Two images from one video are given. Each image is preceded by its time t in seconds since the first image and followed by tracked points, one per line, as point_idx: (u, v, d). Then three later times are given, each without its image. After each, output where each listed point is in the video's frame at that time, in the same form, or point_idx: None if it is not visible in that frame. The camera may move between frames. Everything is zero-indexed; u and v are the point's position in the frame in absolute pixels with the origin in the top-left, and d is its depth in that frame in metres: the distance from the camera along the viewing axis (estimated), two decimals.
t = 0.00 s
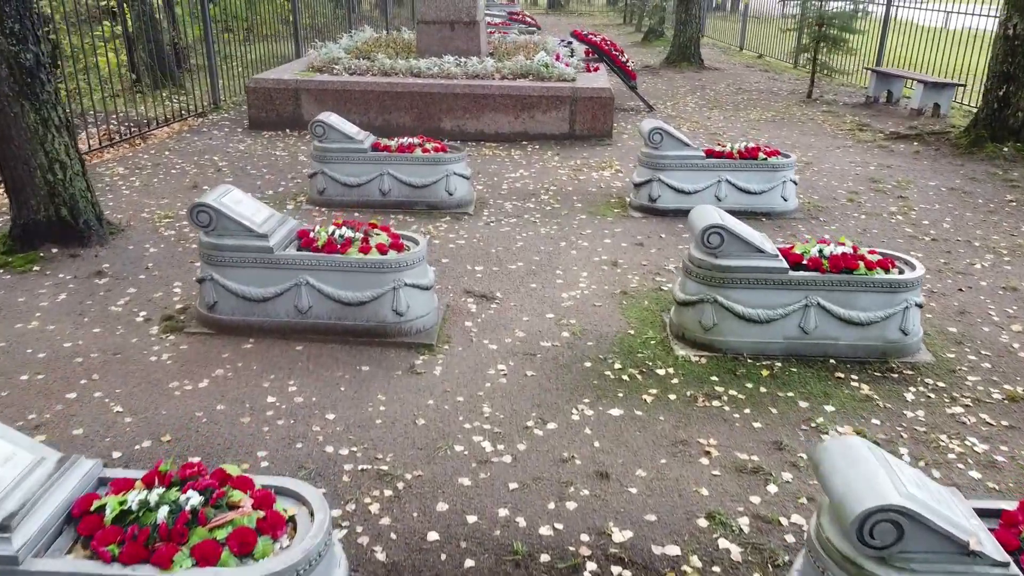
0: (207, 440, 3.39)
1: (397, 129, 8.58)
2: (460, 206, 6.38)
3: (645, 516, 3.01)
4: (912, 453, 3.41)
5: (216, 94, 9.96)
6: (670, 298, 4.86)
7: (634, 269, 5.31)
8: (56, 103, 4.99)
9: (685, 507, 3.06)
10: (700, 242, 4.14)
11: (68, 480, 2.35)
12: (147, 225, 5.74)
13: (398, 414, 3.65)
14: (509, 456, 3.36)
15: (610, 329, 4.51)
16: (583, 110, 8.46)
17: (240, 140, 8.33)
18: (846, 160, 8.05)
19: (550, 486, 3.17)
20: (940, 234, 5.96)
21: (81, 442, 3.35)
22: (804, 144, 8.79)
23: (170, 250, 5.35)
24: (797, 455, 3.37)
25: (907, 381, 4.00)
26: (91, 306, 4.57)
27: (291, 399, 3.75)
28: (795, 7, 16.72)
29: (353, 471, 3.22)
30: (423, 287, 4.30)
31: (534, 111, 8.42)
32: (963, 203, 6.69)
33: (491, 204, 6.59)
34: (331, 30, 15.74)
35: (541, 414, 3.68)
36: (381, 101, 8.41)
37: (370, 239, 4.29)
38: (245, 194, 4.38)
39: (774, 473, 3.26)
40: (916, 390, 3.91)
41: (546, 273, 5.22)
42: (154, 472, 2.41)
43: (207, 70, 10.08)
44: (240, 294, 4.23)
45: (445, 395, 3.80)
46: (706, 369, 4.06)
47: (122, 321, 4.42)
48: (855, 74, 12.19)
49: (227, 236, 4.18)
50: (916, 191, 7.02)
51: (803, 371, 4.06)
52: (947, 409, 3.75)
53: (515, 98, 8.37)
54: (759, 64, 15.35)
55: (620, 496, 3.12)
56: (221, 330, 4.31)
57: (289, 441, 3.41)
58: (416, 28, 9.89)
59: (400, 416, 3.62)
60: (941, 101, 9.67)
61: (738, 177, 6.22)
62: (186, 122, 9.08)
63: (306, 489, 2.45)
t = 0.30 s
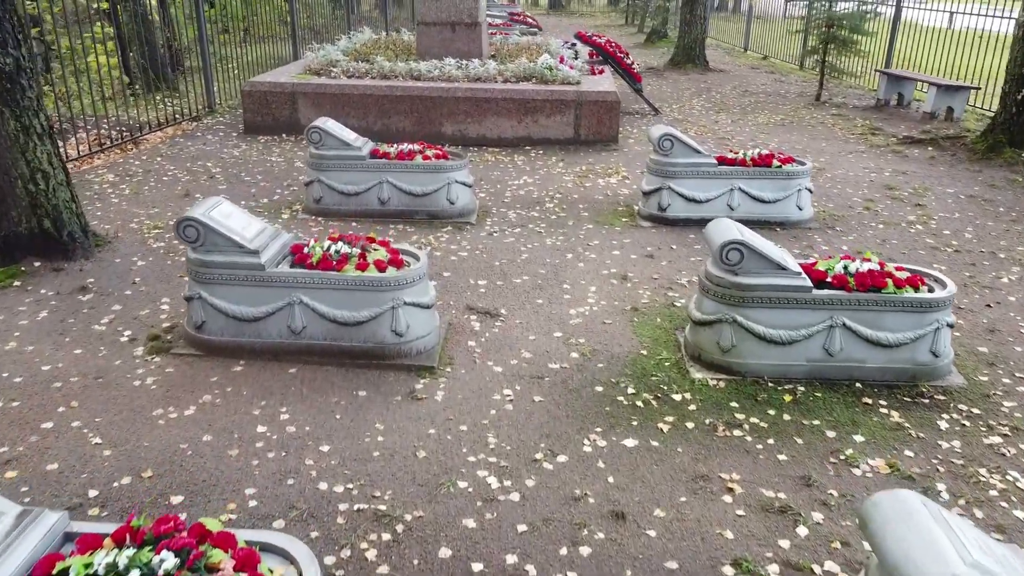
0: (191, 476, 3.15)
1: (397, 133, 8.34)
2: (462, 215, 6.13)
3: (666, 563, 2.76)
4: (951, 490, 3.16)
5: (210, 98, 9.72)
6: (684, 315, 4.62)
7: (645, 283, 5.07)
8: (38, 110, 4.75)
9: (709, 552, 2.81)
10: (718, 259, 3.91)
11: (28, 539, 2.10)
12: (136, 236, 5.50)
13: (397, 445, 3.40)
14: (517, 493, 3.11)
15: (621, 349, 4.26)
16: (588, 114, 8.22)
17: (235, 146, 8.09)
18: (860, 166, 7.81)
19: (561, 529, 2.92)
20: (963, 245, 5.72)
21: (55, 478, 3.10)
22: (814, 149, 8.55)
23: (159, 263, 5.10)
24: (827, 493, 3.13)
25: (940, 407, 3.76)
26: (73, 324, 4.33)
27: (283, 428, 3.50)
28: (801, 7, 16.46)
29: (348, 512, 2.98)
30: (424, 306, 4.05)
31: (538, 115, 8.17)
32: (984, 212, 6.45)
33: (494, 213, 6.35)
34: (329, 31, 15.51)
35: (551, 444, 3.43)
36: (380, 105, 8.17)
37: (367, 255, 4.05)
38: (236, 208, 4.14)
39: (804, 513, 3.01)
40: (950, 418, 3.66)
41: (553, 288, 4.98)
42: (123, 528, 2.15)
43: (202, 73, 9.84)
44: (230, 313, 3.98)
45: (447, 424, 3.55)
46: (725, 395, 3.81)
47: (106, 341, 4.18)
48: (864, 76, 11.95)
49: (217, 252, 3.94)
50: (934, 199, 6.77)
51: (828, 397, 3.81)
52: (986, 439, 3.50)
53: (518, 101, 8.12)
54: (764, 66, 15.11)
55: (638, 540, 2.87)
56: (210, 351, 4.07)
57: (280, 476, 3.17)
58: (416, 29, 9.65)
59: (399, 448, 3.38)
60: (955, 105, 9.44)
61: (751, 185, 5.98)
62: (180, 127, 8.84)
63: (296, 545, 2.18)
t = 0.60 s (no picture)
0: (161, 525, 2.89)
1: (393, 140, 8.08)
2: (459, 228, 5.87)
3: None
4: (987, 539, 2.90)
5: (201, 103, 9.47)
6: (693, 338, 4.36)
7: (651, 301, 4.81)
8: (10, 120, 4.49)
9: None
10: (731, 282, 3.65)
11: None
12: (116, 252, 5.24)
13: (386, 486, 3.15)
14: (516, 544, 2.85)
15: (627, 375, 4.01)
16: (590, 121, 7.95)
17: (225, 153, 7.84)
18: (871, 174, 7.56)
19: None
20: (984, 260, 5.47)
21: (12, 528, 2.84)
22: (823, 155, 8.30)
23: (139, 280, 4.85)
24: (854, 543, 2.87)
25: (970, 442, 3.50)
26: (44, 349, 4.07)
27: (264, 467, 3.24)
28: (805, 8, 16.21)
29: (330, 566, 2.72)
30: (417, 331, 3.80)
31: (538, 121, 7.91)
32: (1004, 223, 6.19)
33: (493, 226, 6.09)
34: (325, 34, 15.26)
35: (552, 485, 3.18)
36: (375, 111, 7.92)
37: (356, 276, 3.80)
38: (216, 225, 3.89)
39: (829, 567, 2.75)
40: (981, 455, 3.41)
41: (554, 307, 4.73)
42: None
43: (193, 77, 9.58)
44: (209, 340, 3.73)
45: (440, 463, 3.30)
46: (739, 429, 3.56)
47: (78, 368, 3.92)
48: (871, 80, 11.70)
49: (195, 273, 3.69)
50: (949, 209, 6.51)
51: (848, 430, 3.56)
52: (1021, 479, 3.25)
53: (518, 107, 7.86)
54: (768, 68, 14.86)
55: None
56: (188, 380, 3.81)
57: (258, 525, 2.91)
58: (413, 32, 9.40)
59: (388, 490, 3.12)
60: (967, 110, 9.18)
61: (761, 197, 5.73)
62: (170, 133, 8.58)
63: None
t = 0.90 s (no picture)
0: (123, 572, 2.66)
1: (387, 145, 7.86)
2: (453, 238, 5.64)
3: None
4: None
5: (192, 107, 9.24)
6: (699, 358, 4.13)
7: (654, 318, 4.57)
8: None
9: None
10: (741, 303, 3.42)
11: None
12: (95, 265, 5.02)
13: (370, 527, 2.91)
14: None
15: (630, 400, 3.78)
16: (590, 126, 7.71)
17: (215, 159, 7.61)
18: (880, 181, 7.34)
19: None
20: (1002, 272, 5.24)
21: None
22: (830, 161, 8.08)
23: (117, 296, 4.62)
24: None
25: (997, 475, 3.27)
26: (11, 372, 3.84)
27: (239, 505, 3.01)
28: (809, 9, 15.98)
29: None
30: (406, 354, 3.57)
31: (536, 126, 7.67)
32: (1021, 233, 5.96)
33: (489, 236, 5.87)
34: (321, 34, 15.03)
35: (550, 526, 2.94)
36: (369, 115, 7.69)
37: (341, 296, 3.56)
38: (194, 242, 3.67)
39: None
40: (1010, 490, 3.18)
41: (553, 324, 4.50)
42: None
43: (183, 80, 9.36)
44: (185, 365, 3.50)
45: (430, 501, 3.07)
46: (750, 460, 3.32)
47: (46, 393, 3.69)
48: (877, 83, 11.48)
49: (169, 294, 3.46)
50: (963, 218, 6.28)
51: (866, 462, 3.33)
52: None
53: (515, 111, 7.63)
54: (771, 70, 14.64)
55: None
56: (162, 406, 3.58)
57: (229, 572, 2.68)
58: (408, 34, 9.18)
59: (373, 531, 2.89)
60: (977, 113, 8.95)
61: (768, 206, 5.50)
62: (158, 138, 8.35)
63: None
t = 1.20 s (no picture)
0: None
1: (382, 149, 7.63)
2: (447, 247, 5.42)
3: None
4: None
5: (181, 110, 9.00)
6: (707, 379, 3.89)
7: (658, 334, 4.34)
8: None
9: None
10: (754, 325, 3.19)
11: None
12: (71, 277, 4.78)
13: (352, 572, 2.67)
14: None
15: (634, 426, 3.54)
16: (590, 129, 7.47)
17: (203, 164, 7.38)
18: (890, 186, 7.10)
19: None
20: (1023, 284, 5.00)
21: None
22: (838, 165, 7.84)
23: (92, 311, 4.38)
24: None
25: None
26: None
27: (211, 548, 2.77)
28: (812, 8, 15.74)
29: None
30: (394, 379, 3.33)
31: (535, 129, 7.44)
32: None
33: (486, 245, 5.63)
34: (316, 35, 14.80)
35: (548, 570, 2.70)
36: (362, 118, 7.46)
37: (324, 316, 3.32)
38: (167, 258, 3.43)
39: None
40: None
41: (552, 340, 4.26)
42: None
43: (172, 82, 9.12)
44: (157, 391, 3.26)
45: (418, 542, 2.82)
46: (764, 494, 3.09)
47: (10, 419, 3.45)
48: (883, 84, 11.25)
49: (139, 314, 3.22)
50: (978, 226, 6.05)
51: (889, 497, 3.09)
52: None
53: (513, 114, 7.39)
54: (775, 71, 14.40)
55: None
56: (133, 435, 3.34)
57: None
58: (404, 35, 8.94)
59: None
60: (987, 116, 8.72)
61: (777, 215, 5.26)
62: (145, 141, 8.11)
63: None
